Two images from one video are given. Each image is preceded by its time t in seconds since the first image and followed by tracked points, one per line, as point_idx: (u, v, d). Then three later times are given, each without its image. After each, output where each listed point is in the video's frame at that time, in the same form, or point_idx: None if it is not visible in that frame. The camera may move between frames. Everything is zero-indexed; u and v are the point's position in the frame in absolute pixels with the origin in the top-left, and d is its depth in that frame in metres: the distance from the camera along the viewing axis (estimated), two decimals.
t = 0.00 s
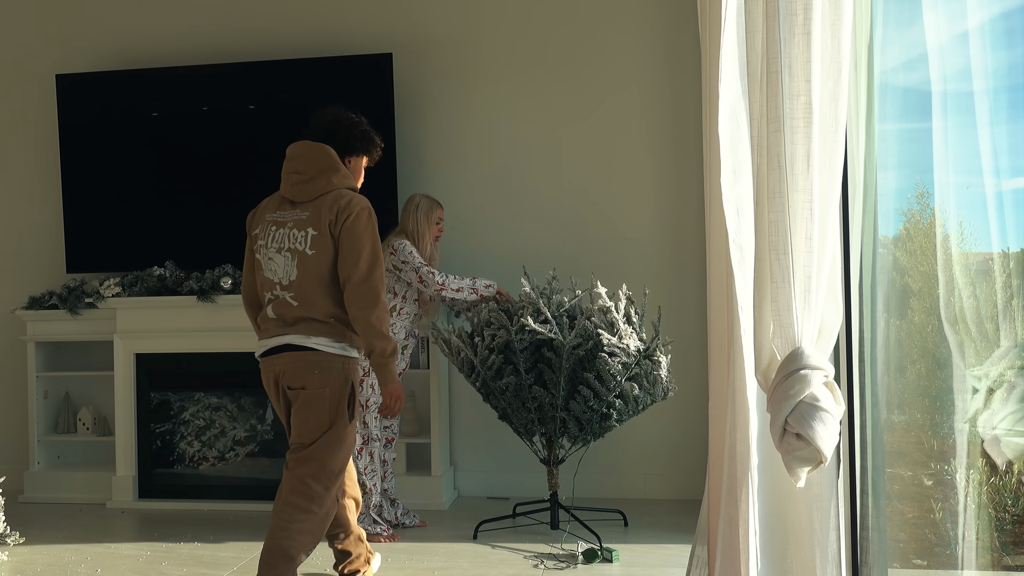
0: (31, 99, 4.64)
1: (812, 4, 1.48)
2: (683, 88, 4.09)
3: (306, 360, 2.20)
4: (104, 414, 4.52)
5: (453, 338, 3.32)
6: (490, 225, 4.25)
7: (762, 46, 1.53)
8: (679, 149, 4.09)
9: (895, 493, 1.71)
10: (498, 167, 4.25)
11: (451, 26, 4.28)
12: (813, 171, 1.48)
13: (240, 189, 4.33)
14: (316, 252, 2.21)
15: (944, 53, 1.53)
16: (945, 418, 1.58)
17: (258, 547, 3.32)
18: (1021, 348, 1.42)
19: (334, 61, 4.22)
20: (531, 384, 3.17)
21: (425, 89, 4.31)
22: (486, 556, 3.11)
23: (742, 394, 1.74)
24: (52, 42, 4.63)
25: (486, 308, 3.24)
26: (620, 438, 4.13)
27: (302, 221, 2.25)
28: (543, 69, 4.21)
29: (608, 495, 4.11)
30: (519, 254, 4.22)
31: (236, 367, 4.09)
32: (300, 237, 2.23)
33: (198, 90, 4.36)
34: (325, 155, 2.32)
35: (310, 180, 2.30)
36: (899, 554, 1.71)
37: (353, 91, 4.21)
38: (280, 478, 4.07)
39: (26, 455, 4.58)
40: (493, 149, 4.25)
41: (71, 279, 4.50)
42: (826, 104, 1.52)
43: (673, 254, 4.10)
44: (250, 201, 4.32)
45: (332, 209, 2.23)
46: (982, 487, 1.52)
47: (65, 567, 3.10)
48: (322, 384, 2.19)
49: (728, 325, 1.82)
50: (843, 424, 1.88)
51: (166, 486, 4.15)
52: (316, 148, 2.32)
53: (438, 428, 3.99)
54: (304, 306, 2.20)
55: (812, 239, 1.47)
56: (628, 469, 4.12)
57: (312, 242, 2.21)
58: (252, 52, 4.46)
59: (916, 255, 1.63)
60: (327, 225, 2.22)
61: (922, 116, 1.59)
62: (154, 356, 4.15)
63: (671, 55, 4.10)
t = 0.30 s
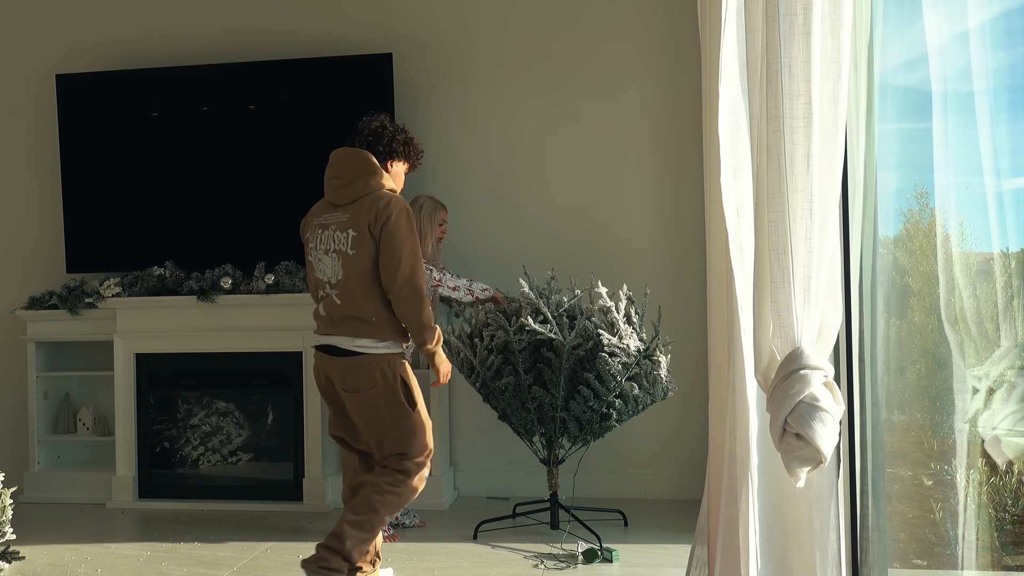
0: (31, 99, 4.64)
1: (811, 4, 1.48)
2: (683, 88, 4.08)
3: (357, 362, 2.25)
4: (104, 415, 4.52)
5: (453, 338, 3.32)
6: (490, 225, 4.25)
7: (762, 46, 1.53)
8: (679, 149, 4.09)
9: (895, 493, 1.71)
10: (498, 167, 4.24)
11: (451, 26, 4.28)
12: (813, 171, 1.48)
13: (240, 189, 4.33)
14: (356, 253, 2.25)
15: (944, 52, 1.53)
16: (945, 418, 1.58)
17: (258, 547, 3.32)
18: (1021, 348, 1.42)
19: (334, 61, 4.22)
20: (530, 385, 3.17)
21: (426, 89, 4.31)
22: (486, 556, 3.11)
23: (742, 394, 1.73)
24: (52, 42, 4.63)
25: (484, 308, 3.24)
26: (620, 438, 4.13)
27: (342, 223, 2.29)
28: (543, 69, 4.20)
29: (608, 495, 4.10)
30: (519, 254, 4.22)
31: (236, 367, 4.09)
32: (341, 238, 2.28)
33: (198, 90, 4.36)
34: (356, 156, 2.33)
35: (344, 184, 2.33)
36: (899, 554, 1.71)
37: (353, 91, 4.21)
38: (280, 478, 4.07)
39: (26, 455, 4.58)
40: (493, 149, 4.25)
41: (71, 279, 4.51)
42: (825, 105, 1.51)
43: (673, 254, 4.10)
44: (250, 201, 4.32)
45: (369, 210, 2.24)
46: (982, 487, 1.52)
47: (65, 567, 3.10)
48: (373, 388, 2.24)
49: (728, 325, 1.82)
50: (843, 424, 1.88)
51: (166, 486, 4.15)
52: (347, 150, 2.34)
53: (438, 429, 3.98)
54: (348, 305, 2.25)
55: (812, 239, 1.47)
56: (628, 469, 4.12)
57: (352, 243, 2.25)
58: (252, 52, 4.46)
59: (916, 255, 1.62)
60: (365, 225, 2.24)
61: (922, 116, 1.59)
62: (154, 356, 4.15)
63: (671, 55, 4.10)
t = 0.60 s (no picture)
0: (31, 99, 4.64)
1: (811, 4, 1.48)
2: (683, 88, 4.09)
3: (467, 379, 2.43)
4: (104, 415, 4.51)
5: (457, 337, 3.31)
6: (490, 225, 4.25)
7: (762, 46, 1.53)
8: (679, 149, 4.09)
9: (895, 493, 1.71)
10: (498, 167, 4.25)
11: (451, 26, 4.28)
12: (813, 171, 1.48)
13: (240, 189, 4.34)
14: (480, 263, 2.50)
15: (944, 52, 1.53)
16: (944, 418, 1.58)
17: (258, 546, 3.32)
18: (1021, 348, 1.43)
19: (334, 61, 4.22)
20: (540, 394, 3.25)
21: (426, 89, 4.31)
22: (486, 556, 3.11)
23: (742, 394, 1.73)
24: (52, 42, 4.63)
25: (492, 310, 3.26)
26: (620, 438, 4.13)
27: (491, 229, 2.56)
28: (544, 69, 4.21)
29: (608, 496, 4.10)
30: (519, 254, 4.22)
31: (236, 367, 4.09)
32: (488, 243, 2.53)
33: (198, 90, 4.36)
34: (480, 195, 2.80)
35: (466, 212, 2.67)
36: (899, 554, 1.71)
37: (353, 91, 4.21)
38: (280, 478, 4.07)
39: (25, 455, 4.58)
40: (493, 149, 4.25)
41: (71, 279, 4.50)
42: (825, 105, 1.52)
43: (673, 254, 4.10)
44: (251, 201, 4.33)
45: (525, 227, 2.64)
46: (982, 487, 1.53)
47: (66, 566, 3.09)
48: (483, 408, 2.44)
49: (728, 325, 1.81)
50: (843, 424, 1.87)
51: (165, 486, 4.15)
52: (499, 183, 2.69)
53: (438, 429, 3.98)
54: (471, 314, 2.46)
55: (812, 239, 1.47)
56: (628, 470, 4.12)
57: (494, 248, 2.53)
58: (252, 52, 4.46)
59: (916, 255, 1.63)
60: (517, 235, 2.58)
61: (922, 116, 1.59)
62: (154, 356, 4.15)
63: (671, 56, 4.10)
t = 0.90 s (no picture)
0: (31, 100, 4.64)
1: (811, 4, 1.48)
2: (683, 89, 4.08)
3: (472, 378, 2.44)
4: (103, 415, 4.51)
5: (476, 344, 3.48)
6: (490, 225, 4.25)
7: (762, 46, 1.53)
8: (680, 149, 4.08)
9: (895, 493, 1.71)
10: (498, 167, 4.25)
11: (451, 26, 4.28)
12: (813, 171, 1.48)
13: (240, 189, 4.34)
14: (476, 260, 2.50)
15: (944, 52, 1.53)
16: (945, 418, 1.58)
17: (258, 546, 3.32)
18: (1021, 348, 1.43)
19: (334, 61, 4.22)
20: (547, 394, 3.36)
21: (426, 88, 4.31)
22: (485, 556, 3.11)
23: (742, 394, 1.73)
24: (52, 42, 4.63)
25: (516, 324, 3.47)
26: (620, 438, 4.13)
27: (482, 226, 2.56)
28: (544, 69, 4.21)
29: (608, 495, 4.10)
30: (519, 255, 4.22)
31: (235, 367, 4.09)
32: (481, 238, 2.53)
33: (198, 90, 4.36)
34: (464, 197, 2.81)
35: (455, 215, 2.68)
36: (899, 554, 1.71)
37: (353, 91, 4.21)
38: (280, 478, 4.07)
39: (26, 455, 4.58)
40: (493, 149, 4.25)
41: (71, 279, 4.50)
42: (825, 105, 1.51)
43: (673, 254, 4.09)
44: (251, 200, 4.33)
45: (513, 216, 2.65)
46: (982, 487, 1.53)
47: (65, 567, 3.10)
48: (488, 407, 2.44)
49: (728, 326, 1.81)
50: (843, 424, 1.87)
51: (165, 485, 4.15)
52: (480, 181, 2.69)
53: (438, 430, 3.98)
54: (472, 313, 2.44)
55: (812, 239, 1.47)
56: (628, 470, 4.12)
57: (488, 241, 2.53)
58: (252, 52, 4.46)
59: (916, 256, 1.62)
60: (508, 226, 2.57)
61: (921, 116, 1.59)
62: (154, 356, 4.15)
63: (672, 55, 4.10)
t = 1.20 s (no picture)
0: (30, 100, 4.64)
1: (811, 4, 1.48)
2: (684, 89, 4.09)
3: (492, 375, 2.43)
4: (104, 415, 4.51)
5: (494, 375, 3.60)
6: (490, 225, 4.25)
7: (762, 46, 1.53)
8: (680, 149, 4.08)
9: (895, 493, 1.71)
10: (498, 167, 4.25)
11: (451, 27, 4.28)
12: (813, 170, 1.48)
13: (240, 189, 4.33)
14: (495, 260, 2.52)
15: (944, 53, 1.53)
16: (945, 418, 1.58)
17: (258, 547, 3.33)
18: (1021, 348, 1.43)
19: (334, 61, 4.22)
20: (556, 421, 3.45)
21: (426, 89, 4.31)
22: (485, 555, 3.11)
23: (742, 394, 1.73)
24: (51, 42, 4.63)
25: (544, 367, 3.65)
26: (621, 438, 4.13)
27: (498, 228, 2.60)
28: (544, 69, 4.20)
29: (608, 495, 4.10)
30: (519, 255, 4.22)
31: (235, 367, 4.09)
32: (499, 240, 2.56)
33: (198, 90, 4.36)
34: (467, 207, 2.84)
35: (464, 219, 2.69)
36: (899, 554, 1.71)
37: (353, 91, 4.21)
38: (280, 478, 4.07)
39: (26, 455, 4.59)
40: (493, 149, 4.25)
41: (71, 279, 4.50)
42: (825, 105, 1.51)
43: (674, 255, 4.09)
44: (251, 201, 4.33)
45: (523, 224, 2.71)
46: (982, 487, 1.52)
47: (66, 567, 3.10)
48: (506, 405, 2.44)
49: (728, 325, 1.81)
50: (843, 424, 1.87)
51: (165, 486, 4.15)
52: (488, 189, 2.73)
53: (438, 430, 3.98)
54: (495, 309, 2.44)
55: (812, 239, 1.47)
56: (628, 470, 4.12)
57: (506, 242, 2.57)
58: (252, 52, 4.46)
59: (915, 256, 1.62)
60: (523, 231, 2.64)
61: (922, 116, 1.59)
62: (155, 356, 4.16)
63: (672, 55, 4.10)
